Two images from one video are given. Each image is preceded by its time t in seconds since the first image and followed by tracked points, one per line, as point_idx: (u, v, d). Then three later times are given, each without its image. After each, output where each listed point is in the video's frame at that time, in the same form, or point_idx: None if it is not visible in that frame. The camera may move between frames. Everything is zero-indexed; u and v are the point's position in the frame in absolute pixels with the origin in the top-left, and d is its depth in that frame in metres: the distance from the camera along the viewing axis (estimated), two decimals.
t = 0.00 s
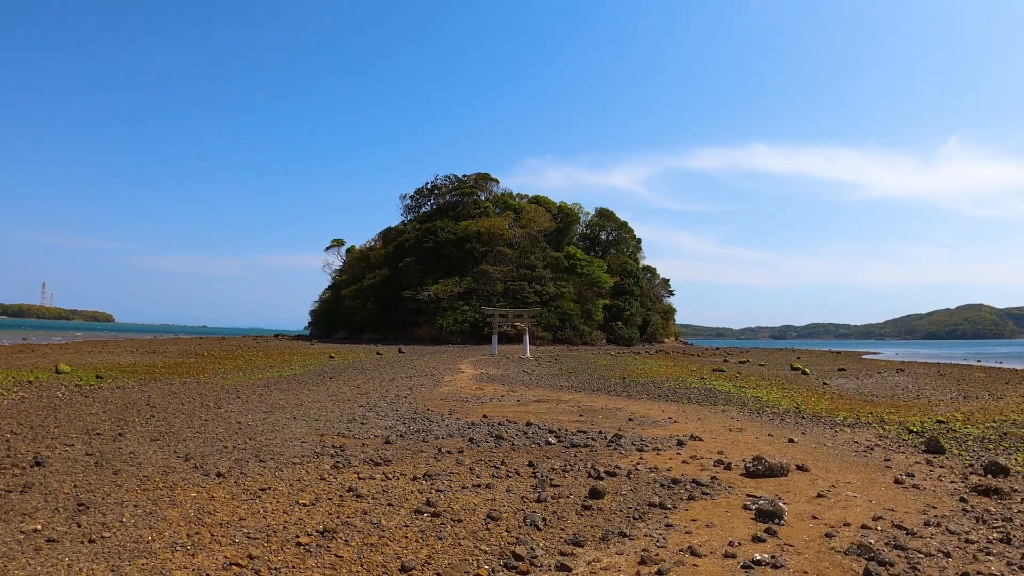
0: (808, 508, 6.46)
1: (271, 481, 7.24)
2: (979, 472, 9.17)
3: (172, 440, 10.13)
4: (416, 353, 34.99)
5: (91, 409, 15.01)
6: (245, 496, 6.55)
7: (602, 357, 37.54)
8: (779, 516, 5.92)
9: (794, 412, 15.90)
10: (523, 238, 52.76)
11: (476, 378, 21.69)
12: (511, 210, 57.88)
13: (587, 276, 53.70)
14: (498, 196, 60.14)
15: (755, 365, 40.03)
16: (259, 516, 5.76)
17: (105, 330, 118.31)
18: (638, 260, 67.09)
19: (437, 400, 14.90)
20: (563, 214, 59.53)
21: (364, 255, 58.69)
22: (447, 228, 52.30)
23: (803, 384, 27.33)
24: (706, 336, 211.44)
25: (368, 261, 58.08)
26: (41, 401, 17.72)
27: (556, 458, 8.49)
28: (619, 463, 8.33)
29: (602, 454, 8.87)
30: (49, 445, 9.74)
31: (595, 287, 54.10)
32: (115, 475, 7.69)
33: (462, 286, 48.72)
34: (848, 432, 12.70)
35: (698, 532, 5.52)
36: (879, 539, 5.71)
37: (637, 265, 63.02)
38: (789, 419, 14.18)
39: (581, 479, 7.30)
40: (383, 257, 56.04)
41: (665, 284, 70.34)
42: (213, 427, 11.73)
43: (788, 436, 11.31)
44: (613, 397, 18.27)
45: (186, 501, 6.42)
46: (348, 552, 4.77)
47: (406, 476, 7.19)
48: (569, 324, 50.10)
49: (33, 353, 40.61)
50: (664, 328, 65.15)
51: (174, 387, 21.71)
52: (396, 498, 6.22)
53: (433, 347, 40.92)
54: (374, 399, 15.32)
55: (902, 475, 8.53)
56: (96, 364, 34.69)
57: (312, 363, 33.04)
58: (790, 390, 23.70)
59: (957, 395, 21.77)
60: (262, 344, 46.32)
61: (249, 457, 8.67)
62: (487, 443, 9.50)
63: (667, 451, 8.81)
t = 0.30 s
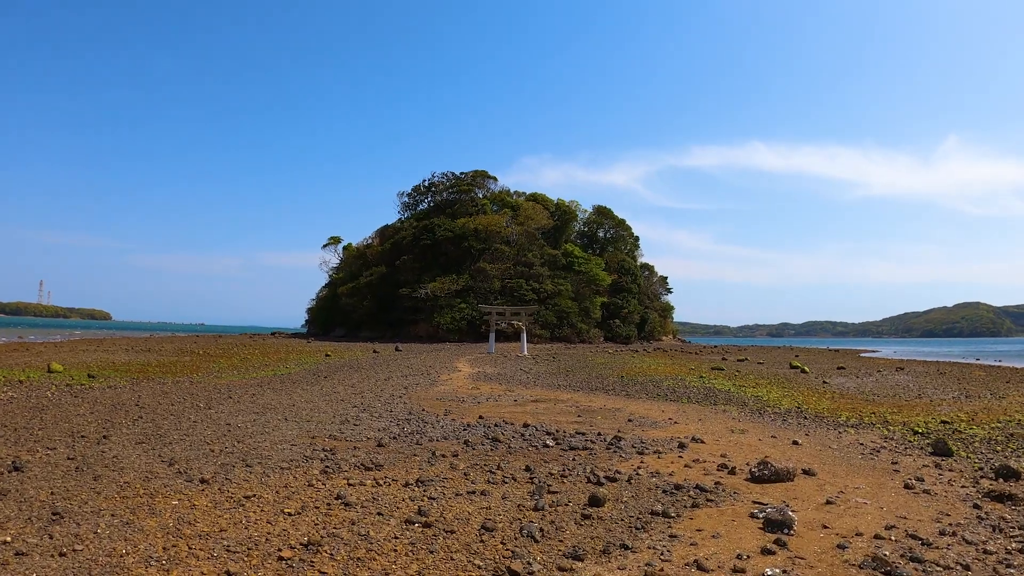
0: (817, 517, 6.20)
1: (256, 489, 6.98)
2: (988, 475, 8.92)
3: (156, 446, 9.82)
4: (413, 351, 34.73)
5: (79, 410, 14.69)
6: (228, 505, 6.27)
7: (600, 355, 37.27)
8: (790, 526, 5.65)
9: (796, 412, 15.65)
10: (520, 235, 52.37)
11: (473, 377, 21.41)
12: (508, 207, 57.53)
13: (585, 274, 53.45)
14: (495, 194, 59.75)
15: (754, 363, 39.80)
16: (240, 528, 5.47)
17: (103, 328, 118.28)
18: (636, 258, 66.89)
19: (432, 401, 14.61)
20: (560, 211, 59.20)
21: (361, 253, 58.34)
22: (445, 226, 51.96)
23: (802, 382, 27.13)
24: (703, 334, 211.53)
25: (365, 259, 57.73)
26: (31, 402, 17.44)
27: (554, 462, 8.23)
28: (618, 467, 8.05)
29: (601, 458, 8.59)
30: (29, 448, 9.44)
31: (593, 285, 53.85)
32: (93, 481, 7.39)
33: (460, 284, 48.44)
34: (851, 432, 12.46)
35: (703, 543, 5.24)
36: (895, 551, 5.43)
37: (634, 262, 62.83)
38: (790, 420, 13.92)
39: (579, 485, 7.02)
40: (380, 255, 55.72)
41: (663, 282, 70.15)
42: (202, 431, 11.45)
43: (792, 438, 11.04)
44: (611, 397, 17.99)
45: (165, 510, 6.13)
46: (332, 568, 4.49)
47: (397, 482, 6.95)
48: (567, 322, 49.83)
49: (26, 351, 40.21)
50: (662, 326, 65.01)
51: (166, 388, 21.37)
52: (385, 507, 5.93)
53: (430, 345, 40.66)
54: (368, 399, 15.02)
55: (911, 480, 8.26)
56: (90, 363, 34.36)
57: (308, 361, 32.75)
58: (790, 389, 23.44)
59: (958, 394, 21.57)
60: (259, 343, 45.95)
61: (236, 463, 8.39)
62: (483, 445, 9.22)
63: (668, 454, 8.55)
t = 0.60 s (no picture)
0: (832, 522, 5.92)
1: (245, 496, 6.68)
2: (1001, 476, 8.64)
3: (143, 450, 9.51)
4: (410, 350, 34.44)
5: (67, 410, 14.34)
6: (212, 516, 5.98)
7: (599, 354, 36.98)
8: (804, 531, 5.38)
9: (799, 411, 15.35)
10: (518, 234, 52.04)
11: (470, 376, 21.06)
12: (506, 205, 57.18)
13: (583, 272, 53.15)
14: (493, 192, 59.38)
15: (753, 362, 39.50)
16: (224, 535, 5.18)
17: (100, 326, 117.61)
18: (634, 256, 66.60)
19: (429, 400, 14.28)
20: (558, 210, 58.91)
21: (358, 251, 57.95)
22: (443, 224, 51.60)
23: (802, 381, 26.84)
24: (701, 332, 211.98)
25: (362, 257, 57.34)
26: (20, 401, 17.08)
27: (555, 463, 7.92)
28: (622, 469, 7.77)
29: (603, 459, 8.30)
30: (11, 450, 9.13)
31: (590, 283, 53.58)
32: (72, 486, 7.07)
33: (458, 283, 48.12)
34: (856, 432, 12.17)
35: (714, 551, 4.96)
36: (916, 557, 5.16)
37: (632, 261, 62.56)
38: (794, 419, 13.65)
39: (581, 487, 6.74)
40: (377, 253, 55.32)
41: (661, 280, 69.89)
42: (191, 433, 11.15)
43: (798, 438, 10.74)
44: (611, 396, 17.71)
45: (147, 517, 5.83)
46: None
47: (392, 485, 6.71)
48: (565, 321, 49.69)
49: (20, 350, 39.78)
50: (660, 325, 64.77)
51: (159, 387, 21.02)
52: (376, 513, 5.64)
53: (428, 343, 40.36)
54: (363, 398, 14.70)
55: (924, 481, 7.99)
56: (83, 362, 33.95)
57: (304, 360, 32.37)
58: (791, 388, 23.19)
59: (962, 393, 21.27)
60: (256, 342, 45.58)
61: (222, 467, 8.14)
62: (480, 446, 8.92)
63: (673, 456, 8.26)
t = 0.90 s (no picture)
0: (849, 533, 5.66)
1: (230, 509, 6.44)
2: (1016, 480, 8.38)
3: (129, 457, 9.22)
4: (407, 349, 34.10)
5: (55, 411, 14.00)
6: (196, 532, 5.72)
7: (597, 353, 36.67)
8: (821, 543, 5.12)
9: (802, 413, 15.08)
10: (516, 232, 51.71)
11: (468, 376, 20.74)
12: (504, 204, 56.85)
13: (580, 271, 52.85)
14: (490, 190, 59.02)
15: (752, 362, 39.21)
16: (207, 552, 4.91)
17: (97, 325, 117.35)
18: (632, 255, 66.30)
19: (426, 401, 13.98)
20: (556, 208, 58.63)
21: (355, 250, 57.55)
22: (440, 222, 51.26)
23: (803, 381, 26.55)
24: (698, 331, 212.00)
25: (359, 255, 56.97)
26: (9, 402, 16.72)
27: (556, 469, 7.66)
28: (626, 475, 7.50)
29: (606, 464, 8.02)
30: None
31: (588, 282, 53.29)
32: (52, 497, 6.80)
33: (455, 281, 47.78)
34: (863, 434, 11.89)
35: (726, 565, 4.70)
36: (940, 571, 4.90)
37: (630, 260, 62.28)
38: (798, 421, 13.38)
39: (584, 496, 6.48)
40: (374, 252, 54.96)
41: (658, 280, 69.62)
42: (180, 437, 10.86)
43: (804, 441, 10.48)
44: (611, 396, 17.43)
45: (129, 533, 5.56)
46: None
47: (386, 494, 6.52)
48: (562, 320, 49.38)
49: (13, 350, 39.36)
50: (658, 324, 64.52)
51: (152, 388, 20.68)
52: (369, 529, 5.37)
53: (425, 343, 40.04)
54: (359, 399, 14.41)
55: (938, 486, 7.72)
56: (77, 361, 33.53)
57: (300, 360, 32.00)
58: (791, 388, 22.94)
59: (965, 393, 21.00)
60: (252, 341, 45.23)
61: (210, 475, 7.85)
62: (479, 450, 8.65)
63: (679, 461, 7.98)
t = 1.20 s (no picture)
0: (862, 539, 5.42)
1: (214, 516, 6.17)
2: None
3: (111, 460, 8.94)
4: (403, 347, 33.77)
5: (40, 411, 13.66)
6: (177, 543, 5.44)
7: (593, 352, 36.41)
8: (835, 551, 4.88)
9: (803, 412, 14.87)
10: (512, 231, 51.45)
11: (464, 375, 20.49)
12: (500, 202, 56.57)
13: (577, 270, 52.58)
14: (487, 189, 58.75)
15: (749, 361, 39.06)
16: (188, 564, 4.68)
17: (90, 323, 116.42)
18: (628, 254, 66.10)
19: (421, 400, 13.71)
20: (553, 207, 58.36)
21: (351, 248, 57.14)
22: (436, 220, 50.94)
23: (801, 381, 26.35)
24: (693, 331, 212.15)
25: (355, 253, 56.59)
26: None
27: (555, 471, 7.40)
28: (627, 478, 7.25)
29: (607, 466, 7.77)
30: None
31: (584, 281, 53.04)
32: (29, 503, 6.54)
33: (451, 280, 47.49)
34: (866, 435, 11.67)
35: None
36: None
37: (627, 258, 62.06)
38: (800, 421, 13.15)
39: (584, 501, 6.23)
40: (370, 250, 54.59)
41: (655, 279, 69.45)
42: (167, 438, 10.54)
43: (808, 442, 10.24)
44: (608, 396, 17.18)
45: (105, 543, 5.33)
46: None
47: (378, 498, 6.31)
48: (558, 319, 49.10)
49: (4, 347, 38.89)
50: (654, 322, 64.30)
51: (142, 386, 20.36)
52: (358, 540, 5.13)
53: (421, 341, 39.79)
54: (352, 398, 14.11)
55: (950, 489, 7.47)
56: (69, 359, 33.12)
57: (294, 358, 31.67)
58: (790, 388, 22.74)
59: (966, 393, 20.78)
60: (246, 339, 44.87)
61: (195, 479, 7.58)
62: (475, 451, 8.38)
63: (680, 463, 7.73)
